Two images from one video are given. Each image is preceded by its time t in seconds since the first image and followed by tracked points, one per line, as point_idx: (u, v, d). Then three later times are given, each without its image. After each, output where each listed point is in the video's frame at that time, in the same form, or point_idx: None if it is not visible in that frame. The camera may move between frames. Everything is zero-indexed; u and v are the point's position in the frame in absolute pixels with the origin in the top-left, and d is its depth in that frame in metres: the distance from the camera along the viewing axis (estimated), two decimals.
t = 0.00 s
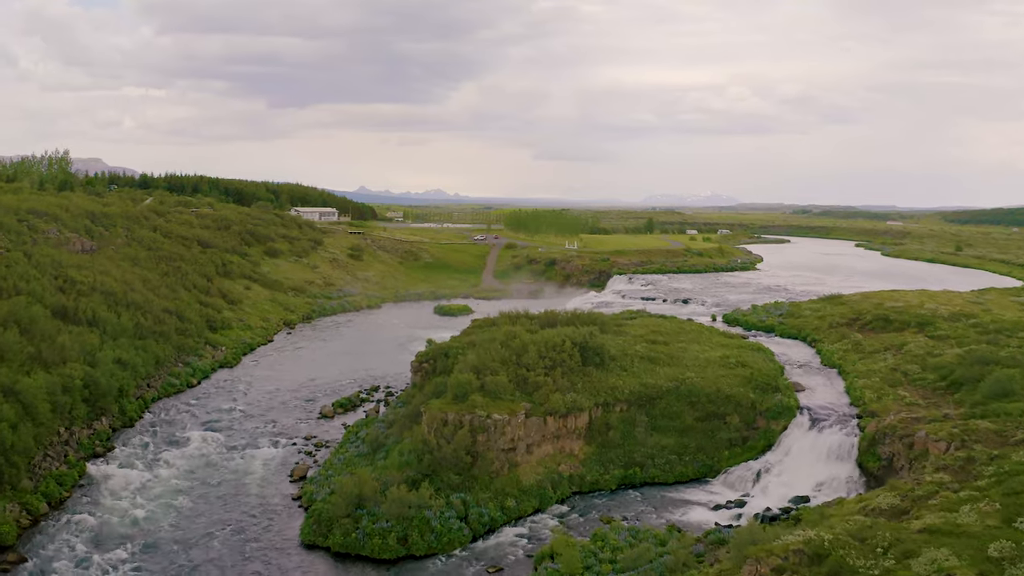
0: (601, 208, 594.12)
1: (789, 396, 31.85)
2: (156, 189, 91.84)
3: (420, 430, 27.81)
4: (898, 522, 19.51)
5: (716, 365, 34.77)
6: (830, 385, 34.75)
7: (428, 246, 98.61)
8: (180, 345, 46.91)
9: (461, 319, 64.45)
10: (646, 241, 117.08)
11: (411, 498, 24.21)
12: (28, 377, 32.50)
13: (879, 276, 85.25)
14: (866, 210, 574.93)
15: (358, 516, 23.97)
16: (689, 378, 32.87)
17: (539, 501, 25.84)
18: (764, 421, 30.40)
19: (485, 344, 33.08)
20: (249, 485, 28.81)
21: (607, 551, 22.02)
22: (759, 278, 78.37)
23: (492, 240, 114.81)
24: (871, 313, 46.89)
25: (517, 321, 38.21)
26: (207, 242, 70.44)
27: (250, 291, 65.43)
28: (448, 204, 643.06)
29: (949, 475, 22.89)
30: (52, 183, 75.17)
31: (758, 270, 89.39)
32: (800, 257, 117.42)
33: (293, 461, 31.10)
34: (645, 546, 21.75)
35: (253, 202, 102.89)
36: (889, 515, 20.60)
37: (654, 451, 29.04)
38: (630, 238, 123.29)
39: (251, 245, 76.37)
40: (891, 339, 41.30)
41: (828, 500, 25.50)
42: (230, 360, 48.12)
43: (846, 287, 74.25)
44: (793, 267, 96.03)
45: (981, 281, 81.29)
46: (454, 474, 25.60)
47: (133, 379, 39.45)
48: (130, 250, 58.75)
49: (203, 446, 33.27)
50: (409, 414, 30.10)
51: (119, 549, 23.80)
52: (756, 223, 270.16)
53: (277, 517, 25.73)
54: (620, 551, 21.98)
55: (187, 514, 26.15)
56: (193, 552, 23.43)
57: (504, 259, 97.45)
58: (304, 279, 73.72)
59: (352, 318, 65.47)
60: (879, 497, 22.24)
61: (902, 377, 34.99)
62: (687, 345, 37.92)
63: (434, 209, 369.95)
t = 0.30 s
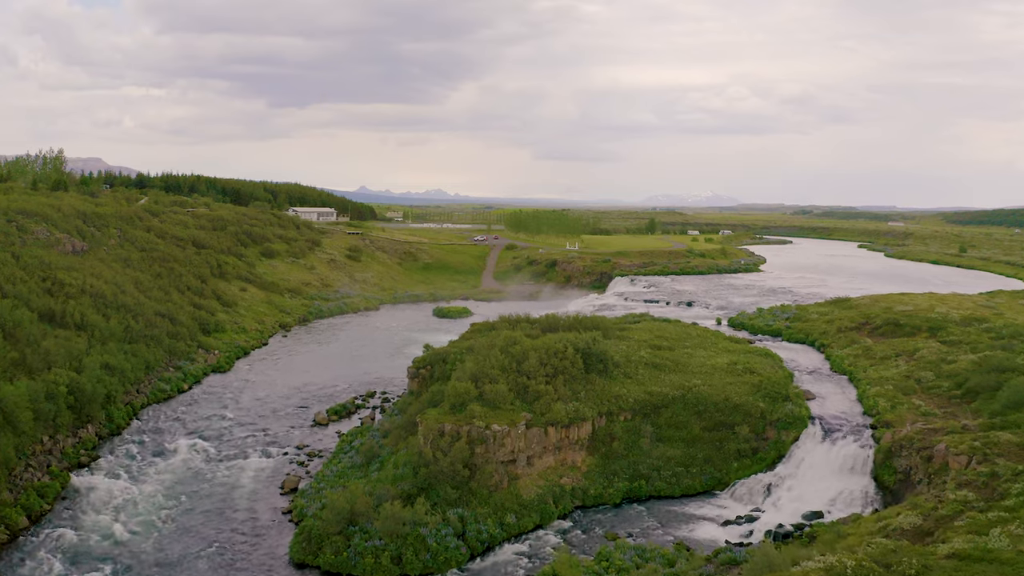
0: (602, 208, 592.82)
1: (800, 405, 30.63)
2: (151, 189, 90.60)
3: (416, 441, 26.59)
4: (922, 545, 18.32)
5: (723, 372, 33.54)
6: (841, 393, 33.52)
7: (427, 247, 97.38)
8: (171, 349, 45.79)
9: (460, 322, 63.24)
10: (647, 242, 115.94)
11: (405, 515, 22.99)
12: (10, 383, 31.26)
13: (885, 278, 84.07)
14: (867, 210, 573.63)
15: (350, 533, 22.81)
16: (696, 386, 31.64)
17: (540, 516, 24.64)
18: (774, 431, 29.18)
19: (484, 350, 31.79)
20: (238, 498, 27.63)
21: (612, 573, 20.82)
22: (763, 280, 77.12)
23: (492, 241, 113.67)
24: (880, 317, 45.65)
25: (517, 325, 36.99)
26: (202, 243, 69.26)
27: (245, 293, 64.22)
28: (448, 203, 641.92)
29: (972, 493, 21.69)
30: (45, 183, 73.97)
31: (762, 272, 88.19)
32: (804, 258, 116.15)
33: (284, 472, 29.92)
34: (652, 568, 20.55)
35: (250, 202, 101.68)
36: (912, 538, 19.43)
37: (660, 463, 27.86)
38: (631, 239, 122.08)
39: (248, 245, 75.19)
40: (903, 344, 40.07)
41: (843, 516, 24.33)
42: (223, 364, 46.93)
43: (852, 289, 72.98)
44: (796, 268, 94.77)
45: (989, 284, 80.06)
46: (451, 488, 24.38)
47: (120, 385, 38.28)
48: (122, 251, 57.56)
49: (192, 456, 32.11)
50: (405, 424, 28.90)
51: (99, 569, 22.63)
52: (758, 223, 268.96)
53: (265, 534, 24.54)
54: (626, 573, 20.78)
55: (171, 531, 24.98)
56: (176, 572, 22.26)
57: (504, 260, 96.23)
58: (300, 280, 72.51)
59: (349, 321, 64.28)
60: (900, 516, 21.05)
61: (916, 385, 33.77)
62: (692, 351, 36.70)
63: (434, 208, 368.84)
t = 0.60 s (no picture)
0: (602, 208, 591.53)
1: (812, 414, 29.39)
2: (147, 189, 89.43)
3: (411, 454, 25.38)
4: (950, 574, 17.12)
5: (731, 379, 32.26)
6: (853, 401, 32.27)
7: (426, 248, 96.20)
8: (161, 353, 44.60)
9: (460, 324, 61.97)
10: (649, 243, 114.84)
11: (399, 532, 21.78)
12: None
13: (891, 280, 82.87)
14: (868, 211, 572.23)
15: (341, 553, 21.63)
16: (703, 395, 30.38)
17: (541, 533, 23.43)
18: (786, 442, 27.93)
19: (483, 356, 30.49)
20: (225, 512, 26.46)
21: None
22: (768, 282, 75.87)
23: (492, 241, 112.45)
24: (890, 322, 44.39)
25: (517, 330, 35.77)
26: (197, 244, 68.04)
27: (240, 295, 63.03)
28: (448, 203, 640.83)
29: (999, 512, 20.46)
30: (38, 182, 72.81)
31: (766, 273, 87.00)
32: (808, 259, 114.89)
33: (274, 484, 28.75)
34: None
35: (247, 202, 100.50)
36: (937, 563, 18.24)
37: (666, 476, 26.64)
38: (633, 239, 120.88)
39: (244, 246, 73.98)
40: (915, 351, 38.83)
41: (859, 534, 23.16)
42: (215, 369, 45.73)
43: (858, 291, 71.73)
44: (801, 269, 93.54)
45: (996, 286, 78.88)
46: (447, 504, 23.16)
47: (108, 392, 37.10)
48: (114, 252, 56.37)
49: (180, 466, 30.96)
50: (399, 434, 27.67)
51: None
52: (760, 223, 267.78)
53: (252, 552, 23.39)
54: None
55: (154, 549, 23.83)
56: None
57: (505, 261, 95.03)
58: (297, 281, 71.31)
59: (346, 323, 63.05)
60: (923, 537, 19.91)
61: (931, 393, 32.54)
62: (699, 357, 35.45)
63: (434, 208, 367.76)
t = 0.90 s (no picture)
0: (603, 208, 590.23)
1: (825, 425, 28.14)
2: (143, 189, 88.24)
3: (406, 468, 24.13)
4: None
5: (740, 387, 30.99)
6: (867, 411, 30.97)
7: (425, 248, 94.98)
8: (151, 358, 43.34)
9: (459, 327, 60.75)
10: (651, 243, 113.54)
11: (392, 553, 20.57)
12: None
13: (896, 282, 81.64)
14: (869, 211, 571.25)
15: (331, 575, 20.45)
16: (712, 404, 29.13)
17: (542, 552, 22.21)
18: (798, 455, 26.66)
19: (481, 363, 29.18)
20: (212, 527, 25.31)
21: None
22: (772, 284, 74.61)
23: (493, 242, 111.23)
24: (901, 327, 43.13)
25: (517, 336, 34.49)
26: (192, 245, 66.80)
27: (235, 297, 61.83)
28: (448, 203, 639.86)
29: None
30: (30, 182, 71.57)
31: (769, 275, 85.74)
32: (812, 260, 113.63)
33: (263, 497, 27.60)
34: None
35: (244, 202, 99.29)
36: None
37: (674, 490, 25.39)
38: (634, 240, 119.61)
39: (240, 247, 72.72)
40: (928, 357, 37.57)
41: (878, 554, 21.96)
42: (207, 374, 44.50)
43: (864, 294, 70.49)
44: (805, 271, 92.33)
45: (1004, 288, 77.67)
46: (444, 522, 21.90)
47: (94, 398, 35.85)
48: (106, 254, 55.16)
49: (168, 477, 29.81)
50: (394, 445, 26.43)
51: None
52: (761, 223, 266.55)
53: (239, 571, 22.24)
54: None
55: (136, 568, 22.68)
56: None
57: (505, 262, 93.83)
58: (294, 283, 70.10)
59: (342, 325, 61.82)
60: (950, 561, 18.71)
61: (947, 403, 31.30)
62: (705, 364, 34.17)
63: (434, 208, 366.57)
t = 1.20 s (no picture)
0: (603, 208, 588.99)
1: (840, 436, 26.90)
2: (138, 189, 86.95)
3: (399, 484, 22.86)
4: None
5: (750, 397, 29.71)
6: (882, 422, 29.68)
7: (424, 249, 93.72)
8: (141, 363, 42.11)
9: (458, 330, 59.49)
10: (653, 244, 112.06)
11: None
12: None
13: (903, 284, 80.32)
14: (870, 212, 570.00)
15: None
16: (721, 415, 27.88)
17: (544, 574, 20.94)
18: (812, 469, 25.39)
19: (480, 372, 27.86)
20: (197, 543, 24.11)
21: None
22: (777, 286, 73.33)
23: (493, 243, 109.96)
24: (913, 332, 41.84)
25: (517, 342, 33.21)
26: (186, 245, 65.53)
27: (230, 299, 60.58)
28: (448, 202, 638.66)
29: None
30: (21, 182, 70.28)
31: (774, 277, 84.43)
32: (815, 262, 112.32)
33: (252, 511, 26.40)
34: None
35: (241, 203, 98.00)
36: None
37: (682, 507, 24.09)
38: (636, 241, 118.28)
39: (235, 248, 71.43)
40: (942, 364, 36.29)
41: None
42: (198, 379, 43.23)
43: (871, 296, 69.22)
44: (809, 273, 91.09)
45: (1012, 290, 76.33)
46: (439, 543, 20.60)
47: (80, 406, 34.60)
48: (97, 255, 53.92)
49: (154, 489, 28.60)
50: (387, 459, 25.14)
51: None
52: (762, 224, 265.34)
53: None
54: None
55: None
56: None
57: (506, 263, 92.55)
58: (290, 285, 68.87)
59: (339, 328, 60.55)
60: None
61: (965, 412, 30.01)
62: (713, 371, 32.88)
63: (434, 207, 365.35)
